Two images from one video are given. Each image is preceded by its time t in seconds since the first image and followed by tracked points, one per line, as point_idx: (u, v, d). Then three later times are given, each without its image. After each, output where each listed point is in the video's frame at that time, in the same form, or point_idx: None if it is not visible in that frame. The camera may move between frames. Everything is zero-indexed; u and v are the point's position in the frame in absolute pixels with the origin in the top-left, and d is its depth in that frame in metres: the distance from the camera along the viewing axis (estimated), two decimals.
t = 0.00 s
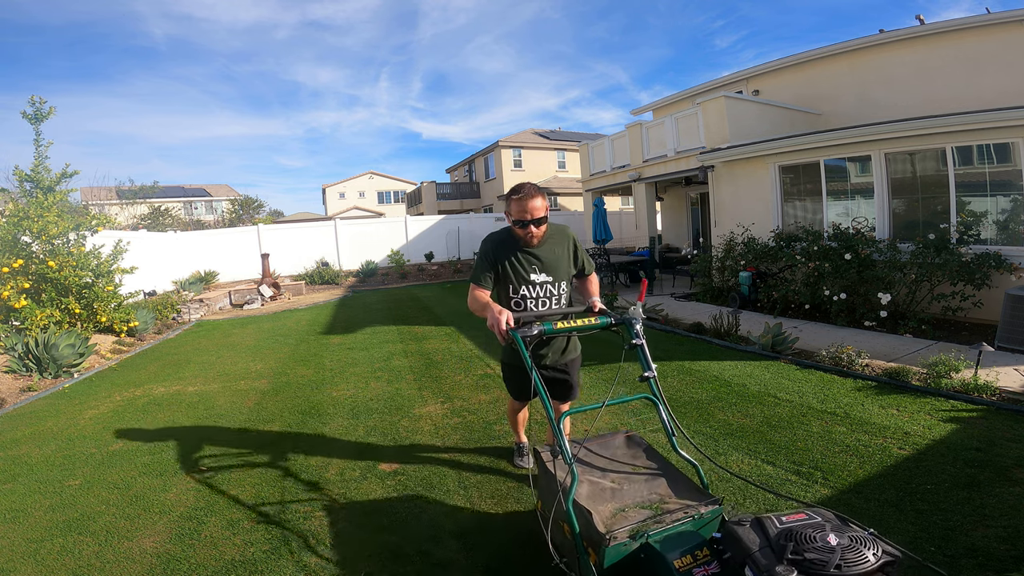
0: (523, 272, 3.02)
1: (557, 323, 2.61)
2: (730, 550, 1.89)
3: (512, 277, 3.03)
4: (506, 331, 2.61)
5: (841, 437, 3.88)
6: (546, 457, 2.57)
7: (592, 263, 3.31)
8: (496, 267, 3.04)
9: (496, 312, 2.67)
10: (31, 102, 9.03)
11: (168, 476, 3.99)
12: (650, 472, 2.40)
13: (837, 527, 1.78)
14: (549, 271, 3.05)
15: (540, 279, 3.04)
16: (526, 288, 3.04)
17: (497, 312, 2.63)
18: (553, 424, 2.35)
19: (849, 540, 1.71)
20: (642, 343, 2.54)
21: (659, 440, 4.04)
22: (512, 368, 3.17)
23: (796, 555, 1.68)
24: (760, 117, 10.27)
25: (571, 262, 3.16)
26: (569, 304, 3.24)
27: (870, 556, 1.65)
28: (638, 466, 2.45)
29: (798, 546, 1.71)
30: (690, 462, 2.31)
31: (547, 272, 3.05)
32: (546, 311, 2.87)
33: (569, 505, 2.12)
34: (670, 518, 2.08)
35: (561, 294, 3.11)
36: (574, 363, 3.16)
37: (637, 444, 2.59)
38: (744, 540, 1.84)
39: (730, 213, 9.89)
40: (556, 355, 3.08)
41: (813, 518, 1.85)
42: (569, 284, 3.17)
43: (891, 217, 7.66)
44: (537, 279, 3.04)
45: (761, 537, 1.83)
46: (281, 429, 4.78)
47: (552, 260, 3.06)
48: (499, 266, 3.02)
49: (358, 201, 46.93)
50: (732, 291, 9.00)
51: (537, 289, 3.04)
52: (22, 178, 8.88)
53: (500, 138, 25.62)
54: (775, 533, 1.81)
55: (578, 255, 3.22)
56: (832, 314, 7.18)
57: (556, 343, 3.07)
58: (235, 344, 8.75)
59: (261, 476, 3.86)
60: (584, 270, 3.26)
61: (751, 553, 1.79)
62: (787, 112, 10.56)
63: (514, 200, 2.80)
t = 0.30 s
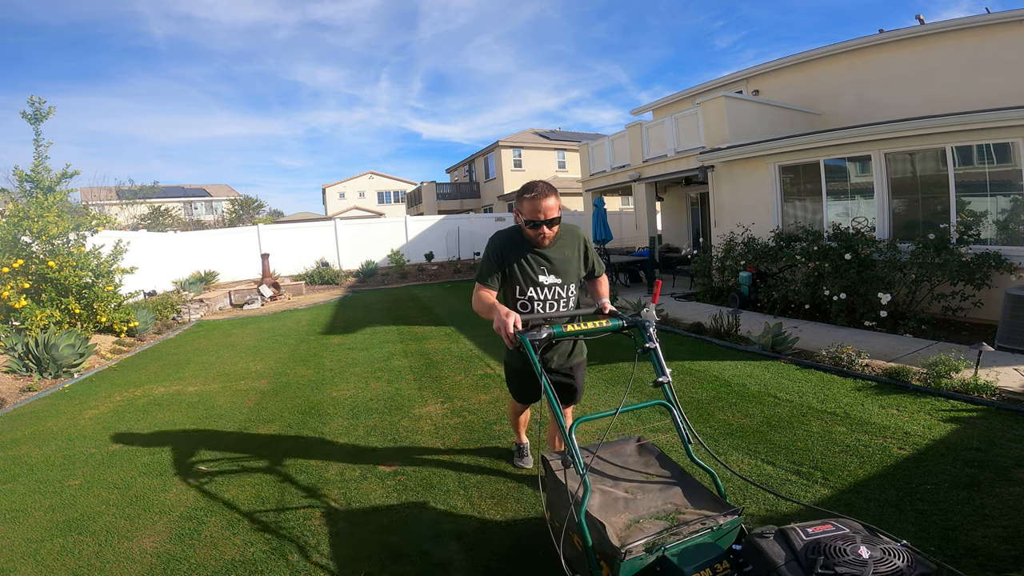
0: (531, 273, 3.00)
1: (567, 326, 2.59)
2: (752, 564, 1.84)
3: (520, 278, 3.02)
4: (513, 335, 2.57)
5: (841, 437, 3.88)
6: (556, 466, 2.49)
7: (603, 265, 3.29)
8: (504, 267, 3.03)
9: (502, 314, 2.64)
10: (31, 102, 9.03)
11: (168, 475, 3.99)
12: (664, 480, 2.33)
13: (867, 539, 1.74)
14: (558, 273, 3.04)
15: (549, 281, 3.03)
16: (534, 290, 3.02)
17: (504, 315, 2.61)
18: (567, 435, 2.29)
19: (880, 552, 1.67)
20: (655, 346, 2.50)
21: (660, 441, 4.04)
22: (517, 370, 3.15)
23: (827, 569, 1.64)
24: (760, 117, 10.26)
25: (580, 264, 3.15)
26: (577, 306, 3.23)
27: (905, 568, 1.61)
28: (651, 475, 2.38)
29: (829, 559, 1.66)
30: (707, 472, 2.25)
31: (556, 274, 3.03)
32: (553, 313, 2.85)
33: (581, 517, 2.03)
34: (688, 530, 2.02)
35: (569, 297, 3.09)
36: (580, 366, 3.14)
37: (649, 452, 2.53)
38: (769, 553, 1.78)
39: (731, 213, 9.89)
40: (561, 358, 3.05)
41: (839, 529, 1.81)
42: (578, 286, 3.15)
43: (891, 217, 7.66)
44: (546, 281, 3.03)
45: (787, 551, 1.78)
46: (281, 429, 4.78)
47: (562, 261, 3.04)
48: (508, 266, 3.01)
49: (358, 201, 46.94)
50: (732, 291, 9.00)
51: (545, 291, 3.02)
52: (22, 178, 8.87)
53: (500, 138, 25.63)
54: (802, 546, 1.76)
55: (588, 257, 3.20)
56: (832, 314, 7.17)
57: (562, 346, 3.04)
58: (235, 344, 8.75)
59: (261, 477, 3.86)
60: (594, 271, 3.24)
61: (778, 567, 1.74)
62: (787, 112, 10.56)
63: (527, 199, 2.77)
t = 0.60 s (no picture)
0: (536, 274, 3.00)
1: (571, 328, 2.57)
2: (763, 569, 1.82)
3: (525, 278, 3.01)
4: (517, 337, 2.56)
5: (841, 437, 3.88)
6: (562, 471, 2.49)
7: (609, 266, 3.28)
8: (510, 267, 3.02)
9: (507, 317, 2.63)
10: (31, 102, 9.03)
11: (168, 476, 4.00)
12: (671, 485, 2.33)
13: (882, 546, 1.73)
14: (563, 274, 3.03)
15: (554, 282, 3.02)
16: (539, 290, 3.01)
17: (507, 316, 2.60)
18: (572, 440, 2.27)
19: (899, 560, 1.65)
20: (661, 349, 2.49)
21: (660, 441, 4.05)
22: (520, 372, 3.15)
23: None
24: (760, 117, 10.27)
25: (586, 265, 3.14)
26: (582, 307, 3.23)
27: None
28: (657, 480, 2.38)
29: (844, 566, 1.65)
30: (713, 476, 2.25)
31: (562, 275, 3.03)
32: (559, 314, 2.83)
33: (587, 523, 2.03)
34: (697, 535, 2.02)
35: (574, 298, 3.09)
36: (584, 369, 3.13)
37: (656, 457, 2.53)
38: (782, 560, 1.77)
39: (731, 213, 9.89)
40: (565, 361, 3.04)
41: (853, 535, 1.81)
42: (583, 287, 3.15)
43: (891, 217, 7.66)
44: (551, 282, 3.02)
45: (800, 557, 1.77)
46: (281, 429, 4.79)
47: (568, 262, 3.04)
48: (513, 266, 3.01)
49: (358, 201, 46.93)
50: (732, 291, 9.00)
51: (550, 291, 3.02)
52: (22, 178, 8.87)
53: (500, 138, 25.64)
54: (816, 552, 1.75)
55: (594, 258, 3.20)
56: (832, 314, 7.17)
57: (566, 348, 3.04)
58: (236, 343, 8.75)
59: (261, 478, 3.86)
60: (601, 272, 3.24)
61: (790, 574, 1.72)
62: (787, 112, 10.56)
63: (534, 198, 2.76)
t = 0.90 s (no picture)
0: (538, 274, 2.99)
1: (571, 328, 2.57)
2: (762, 569, 1.82)
3: (526, 278, 3.00)
4: (517, 337, 2.56)
5: (841, 437, 3.88)
6: (562, 472, 2.49)
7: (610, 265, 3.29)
8: (510, 267, 3.02)
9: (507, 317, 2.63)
10: (31, 102, 9.04)
11: (168, 475, 4.00)
12: (671, 485, 2.33)
13: (882, 546, 1.73)
14: (564, 273, 3.03)
15: (555, 282, 3.02)
16: (540, 290, 3.01)
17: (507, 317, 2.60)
18: (571, 440, 2.27)
19: (899, 560, 1.66)
20: (661, 350, 2.49)
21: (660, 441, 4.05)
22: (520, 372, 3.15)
23: None
24: (760, 117, 10.27)
25: (587, 265, 3.14)
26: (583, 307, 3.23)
27: None
28: (656, 480, 2.38)
29: (844, 566, 1.65)
30: (713, 476, 2.25)
31: (563, 275, 3.03)
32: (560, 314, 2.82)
33: (586, 523, 2.03)
34: (697, 535, 2.02)
35: (575, 298, 3.09)
36: (584, 371, 3.13)
37: (655, 457, 2.53)
38: (781, 560, 1.76)
39: (731, 213, 9.89)
40: (566, 362, 3.05)
41: (853, 535, 1.81)
42: (584, 287, 3.15)
43: (891, 217, 7.66)
44: (552, 282, 3.01)
45: (799, 557, 1.77)
46: (281, 429, 4.79)
47: (569, 262, 3.04)
48: (515, 266, 3.00)
49: (358, 201, 46.93)
50: (732, 291, 8.99)
51: (551, 291, 3.02)
52: (22, 178, 8.88)
53: (500, 139, 25.65)
54: (815, 552, 1.75)
55: (595, 258, 3.21)
56: (832, 314, 7.18)
57: (567, 349, 3.04)
58: (236, 344, 8.75)
59: (261, 478, 3.86)
60: (602, 272, 3.24)
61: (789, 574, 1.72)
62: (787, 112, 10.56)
63: (535, 198, 2.75)
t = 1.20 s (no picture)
0: (536, 272, 3.00)
1: (571, 329, 2.57)
2: (761, 569, 1.81)
3: (525, 276, 3.01)
4: (515, 338, 2.55)
5: (841, 437, 3.88)
6: (562, 472, 2.48)
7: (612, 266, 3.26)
8: (509, 265, 3.03)
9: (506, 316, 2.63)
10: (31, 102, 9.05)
11: (168, 475, 4.00)
12: (670, 484, 2.33)
13: (880, 545, 1.73)
14: (563, 272, 3.03)
15: (553, 281, 3.02)
16: (539, 288, 3.01)
17: (507, 317, 2.59)
18: (571, 440, 2.27)
19: (898, 559, 1.65)
20: (660, 349, 2.49)
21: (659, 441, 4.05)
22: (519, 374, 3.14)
23: None
24: (760, 117, 10.27)
25: (587, 265, 3.13)
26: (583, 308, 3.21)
27: None
28: (655, 480, 2.37)
29: (842, 566, 1.65)
30: (712, 475, 2.25)
31: (562, 274, 3.03)
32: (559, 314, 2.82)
33: (586, 522, 2.02)
34: (696, 534, 2.02)
35: (574, 298, 3.08)
36: (582, 372, 3.14)
37: (654, 457, 2.53)
38: (780, 560, 1.76)
39: (731, 213, 9.89)
40: (564, 362, 3.05)
41: (852, 534, 1.81)
42: (584, 287, 3.14)
43: (891, 217, 7.66)
44: (550, 280, 3.02)
45: (798, 557, 1.76)
46: (281, 429, 4.79)
47: (568, 261, 3.04)
48: (514, 263, 3.01)
49: (358, 201, 46.93)
50: (732, 291, 8.99)
51: (549, 289, 3.02)
52: (22, 178, 8.88)
53: (500, 139, 25.65)
54: (814, 552, 1.75)
55: (597, 258, 3.19)
56: (832, 314, 7.18)
57: (566, 350, 3.04)
58: (236, 343, 8.75)
59: (260, 478, 3.86)
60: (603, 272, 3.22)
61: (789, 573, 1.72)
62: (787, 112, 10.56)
63: (536, 193, 2.75)
